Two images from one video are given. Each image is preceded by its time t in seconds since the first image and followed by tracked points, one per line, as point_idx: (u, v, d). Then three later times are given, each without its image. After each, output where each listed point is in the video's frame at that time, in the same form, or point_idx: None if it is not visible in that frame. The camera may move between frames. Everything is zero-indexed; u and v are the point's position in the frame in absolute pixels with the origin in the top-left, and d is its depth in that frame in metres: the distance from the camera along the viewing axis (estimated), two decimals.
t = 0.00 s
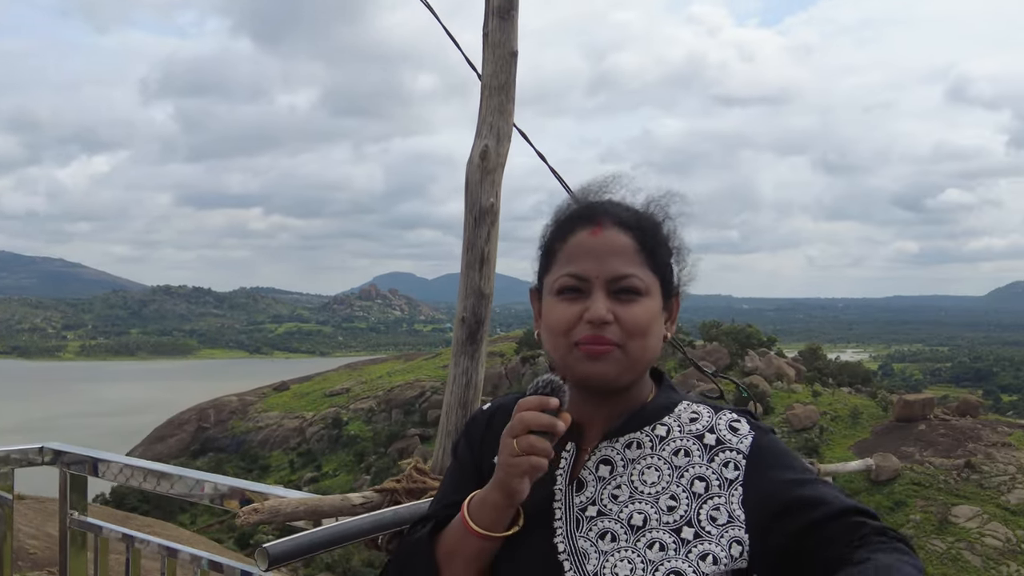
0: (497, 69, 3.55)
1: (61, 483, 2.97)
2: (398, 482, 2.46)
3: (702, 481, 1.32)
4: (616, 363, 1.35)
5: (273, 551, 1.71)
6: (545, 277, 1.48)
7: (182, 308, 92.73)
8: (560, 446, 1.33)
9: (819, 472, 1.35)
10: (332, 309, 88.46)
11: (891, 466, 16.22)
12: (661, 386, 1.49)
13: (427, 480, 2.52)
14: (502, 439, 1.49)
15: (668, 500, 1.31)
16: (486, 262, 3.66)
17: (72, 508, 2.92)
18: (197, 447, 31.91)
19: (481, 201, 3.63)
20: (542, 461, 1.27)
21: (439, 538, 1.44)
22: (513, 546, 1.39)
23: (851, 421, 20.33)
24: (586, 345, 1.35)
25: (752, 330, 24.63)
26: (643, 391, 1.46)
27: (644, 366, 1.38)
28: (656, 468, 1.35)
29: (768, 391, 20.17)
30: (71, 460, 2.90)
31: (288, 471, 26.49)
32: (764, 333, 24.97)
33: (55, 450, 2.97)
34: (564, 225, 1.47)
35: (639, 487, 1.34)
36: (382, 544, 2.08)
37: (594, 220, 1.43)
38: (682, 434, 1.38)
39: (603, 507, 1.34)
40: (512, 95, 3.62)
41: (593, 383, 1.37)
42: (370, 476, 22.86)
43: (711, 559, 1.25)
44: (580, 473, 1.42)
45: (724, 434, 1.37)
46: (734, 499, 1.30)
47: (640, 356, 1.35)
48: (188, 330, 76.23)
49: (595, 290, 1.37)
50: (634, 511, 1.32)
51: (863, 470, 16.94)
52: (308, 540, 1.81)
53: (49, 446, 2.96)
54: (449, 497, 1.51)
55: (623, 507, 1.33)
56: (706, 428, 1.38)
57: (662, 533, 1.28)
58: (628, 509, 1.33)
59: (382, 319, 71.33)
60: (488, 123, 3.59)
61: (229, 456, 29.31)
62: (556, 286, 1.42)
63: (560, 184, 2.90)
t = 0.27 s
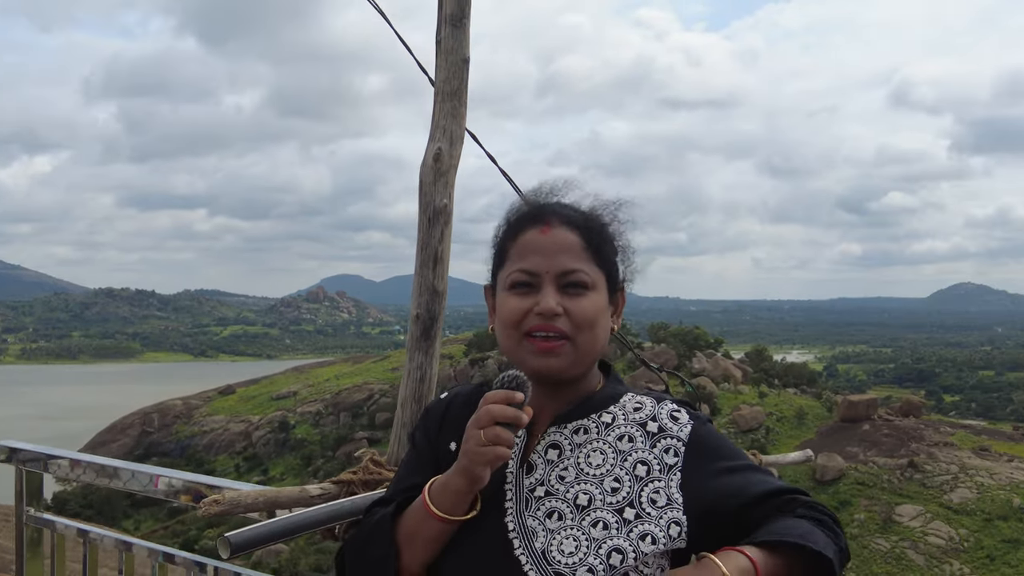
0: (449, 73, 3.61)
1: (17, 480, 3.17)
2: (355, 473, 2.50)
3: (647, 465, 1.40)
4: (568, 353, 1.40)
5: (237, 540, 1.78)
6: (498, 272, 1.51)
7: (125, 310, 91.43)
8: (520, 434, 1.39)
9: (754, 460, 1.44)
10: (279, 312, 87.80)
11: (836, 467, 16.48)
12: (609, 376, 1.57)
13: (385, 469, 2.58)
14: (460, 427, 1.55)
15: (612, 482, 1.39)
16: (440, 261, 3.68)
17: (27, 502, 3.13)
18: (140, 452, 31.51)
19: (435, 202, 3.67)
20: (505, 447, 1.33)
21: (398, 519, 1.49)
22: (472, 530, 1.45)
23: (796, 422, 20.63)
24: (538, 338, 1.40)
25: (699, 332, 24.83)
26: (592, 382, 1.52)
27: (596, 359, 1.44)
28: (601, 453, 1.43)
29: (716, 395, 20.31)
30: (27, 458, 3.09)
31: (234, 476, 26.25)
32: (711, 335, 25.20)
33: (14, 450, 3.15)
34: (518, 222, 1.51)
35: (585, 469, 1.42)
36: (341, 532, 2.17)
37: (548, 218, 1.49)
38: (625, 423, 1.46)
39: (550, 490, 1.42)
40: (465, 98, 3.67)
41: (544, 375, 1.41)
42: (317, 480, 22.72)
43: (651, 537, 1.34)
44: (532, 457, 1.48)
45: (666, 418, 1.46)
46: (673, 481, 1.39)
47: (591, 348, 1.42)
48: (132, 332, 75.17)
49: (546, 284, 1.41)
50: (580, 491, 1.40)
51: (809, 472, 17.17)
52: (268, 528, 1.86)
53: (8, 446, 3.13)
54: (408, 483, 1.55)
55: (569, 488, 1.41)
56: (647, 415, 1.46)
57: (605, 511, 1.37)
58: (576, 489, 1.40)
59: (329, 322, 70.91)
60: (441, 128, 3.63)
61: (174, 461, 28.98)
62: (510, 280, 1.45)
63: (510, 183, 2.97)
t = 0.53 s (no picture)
0: (436, 73, 3.70)
1: None
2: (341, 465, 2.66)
3: (636, 459, 1.46)
4: (564, 343, 1.49)
5: (228, 526, 1.78)
6: (499, 263, 1.62)
7: (82, 309, 90.39)
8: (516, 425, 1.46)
9: (742, 454, 1.52)
10: (239, 310, 87.22)
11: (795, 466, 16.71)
12: (600, 370, 1.64)
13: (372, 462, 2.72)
14: (456, 417, 1.63)
15: (606, 474, 1.45)
16: (425, 256, 3.81)
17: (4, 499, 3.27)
18: (98, 453, 31.22)
19: (422, 200, 3.78)
20: (504, 440, 1.40)
21: (393, 508, 1.56)
22: (466, 517, 1.51)
23: (756, 420, 20.88)
24: (534, 325, 1.49)
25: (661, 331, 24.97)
26: (585, 374, 1.60)
27: (586, 353, 1.53)
28: (593, 449, 1.49)
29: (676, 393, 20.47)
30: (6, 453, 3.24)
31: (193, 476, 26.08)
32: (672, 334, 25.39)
33: None
34: (520, 219, 1.63)
35: (578, 462, 1.48)
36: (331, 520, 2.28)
37: (546, 216, 1.59)
38: (617, 415, 1.52)
39: (544, 481, 1.48)
40: (450, 98, 3.77)
41: (539, 364, 1.51)
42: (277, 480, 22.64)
43: (642, 528, 1.39)
44: (524, 449, 1.54)
45: (655, 412, 1.52)
46: (665, 472, 1.45)
47: (585, 340, 1.51)
48: (88, 329, 74.34)
49: (545, 277, 1.51)
50: (574, 483, 1.45)
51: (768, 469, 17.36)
52: (260, 519, 1.89)
53: None
54: (401, 474, 1.64)
55: (564, 479, 1.46)
56: (640, 408, 1.53)
57: (598, 501, 1.42)
58: (568, 480, 1.46)
59: (290, 320, 70.56)
60: (426, 127, 3.73)
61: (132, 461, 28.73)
62: (510, 272, 1.55)
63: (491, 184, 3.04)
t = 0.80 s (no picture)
0: (422, 65, 3.75)
1: None
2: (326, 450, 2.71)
3: (622, 439, 1.53)
4: (546, 329, 1.55)
5: (222, 514, 1.83)
6: (488, 250, 1.68)
7: (43, 303, 89.38)
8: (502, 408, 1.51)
9: (723, 435, 1.58)
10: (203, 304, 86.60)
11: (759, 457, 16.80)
12: (585, 354, 1.71)
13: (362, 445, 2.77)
14: (443, 403, 1.70)
15: (589, 454, 1.51)
16: (411, 246, 3.87)
17: None
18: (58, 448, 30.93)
19: (408, 188, 3.83)
20: (490, 421, 1.45)
21: (382, 492, 1.61)
22: (459, 495, 1.57)
23: (721, 414, 21.02)
24: (520, 312, 1.55)
25: (627, 326, 25.11)
26: (569, 359, 1.66)
27: (569, 339, 1.59)
28: (580, 430, 1.55)
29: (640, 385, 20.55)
30: None
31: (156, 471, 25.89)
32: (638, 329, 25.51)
33: None
34: (512, 205, 1.69)
35: (564, 443, 1.54)
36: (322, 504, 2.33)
37: (538, 204, 1.65)
38: (603, 396, 1.59)
39: (534, 462, 1.54)
40: (436, 88, 3.81)
41: (526, 347, 1.57)
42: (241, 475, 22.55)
43: (627, 504, 1.45)
44: (511, 432, 1.61)
45: (640, 395, 1.60)
46: (648, 453, 1.52)
47: (566, 327, 1.56)
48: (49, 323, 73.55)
49: (530, 265, 1.57)
50: (561, 464, 1.51)
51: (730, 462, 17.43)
52: (254, 502, 1.94)
53: None
54: (392, 458, 1.69)
55: (553, 460, 1.52)
56: (625, 391, 1.60)
57: (586, 480, 1.48)
58: (557, 461, 1.52)
59: (254, 315, 70.16)
60: (413, 117, 3.78)
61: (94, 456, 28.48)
62: (500, 257, 1.61)
63: (472, 174, 3.10)
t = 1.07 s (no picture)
0: (397, 50, 3.73)
1: None
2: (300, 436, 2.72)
3: (605, 423, 1.54)
4: (524, 312, 1.56)
5: (195, 501, 1.82)
6: (467, 234, 1.69)
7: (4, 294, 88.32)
8: (483, 390, 1.51)
9: (700, 419, 1.59)
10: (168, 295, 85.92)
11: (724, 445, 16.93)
12: (564, 340, 1.72)
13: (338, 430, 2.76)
14: (425, 387, 1.70)
15: (575, 438, 1.52)
16: (385, 234, 3.87)
17: None
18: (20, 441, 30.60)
19: (382, 175, 3.82)
20: (469, 403, 1.45)
21: (365, 475, 1.62)
22: (441, 481, 1.57)
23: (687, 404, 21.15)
24: (498, 295, 1.55)
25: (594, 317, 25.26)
26: (550, 343, 1.67)
27: (550, 324, 1.60)
28: (562, 413, 1.56)
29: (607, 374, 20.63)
30: None
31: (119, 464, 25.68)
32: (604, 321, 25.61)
33: None
34: (488, 190, 1.69)
35: (547, 425, 1.55)
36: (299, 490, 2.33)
37: (514, 189, 1.65)
38: (584, 382, 1.60)
39: (516, 446, 1.54)
40: (411, 74, 3.79)
41: (501, 331, 1.57)
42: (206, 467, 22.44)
43: (611, 487, 1.46)
44: (495, 415, 1.61)
45: (621, 379, 1.61)
46: (631, 436, 1.53)
47: (546, 309, 1.57)
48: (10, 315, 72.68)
49: (508, 248, 1.57)
50: (545, 447, 1.52)
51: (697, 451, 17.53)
52: (230, 488, 1.93)
53: None
54: (374, 442, 1.69)
55: (536, 443, 1.53)
56: (605, 374, 1.61)
57: (569, 463, 1.49)
58: (539, 444, 1.53)
59: (220, 307, 69.66)
60: (387, 103, 3.77)
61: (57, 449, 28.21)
62: (476, 244, 1.62)
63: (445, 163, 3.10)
